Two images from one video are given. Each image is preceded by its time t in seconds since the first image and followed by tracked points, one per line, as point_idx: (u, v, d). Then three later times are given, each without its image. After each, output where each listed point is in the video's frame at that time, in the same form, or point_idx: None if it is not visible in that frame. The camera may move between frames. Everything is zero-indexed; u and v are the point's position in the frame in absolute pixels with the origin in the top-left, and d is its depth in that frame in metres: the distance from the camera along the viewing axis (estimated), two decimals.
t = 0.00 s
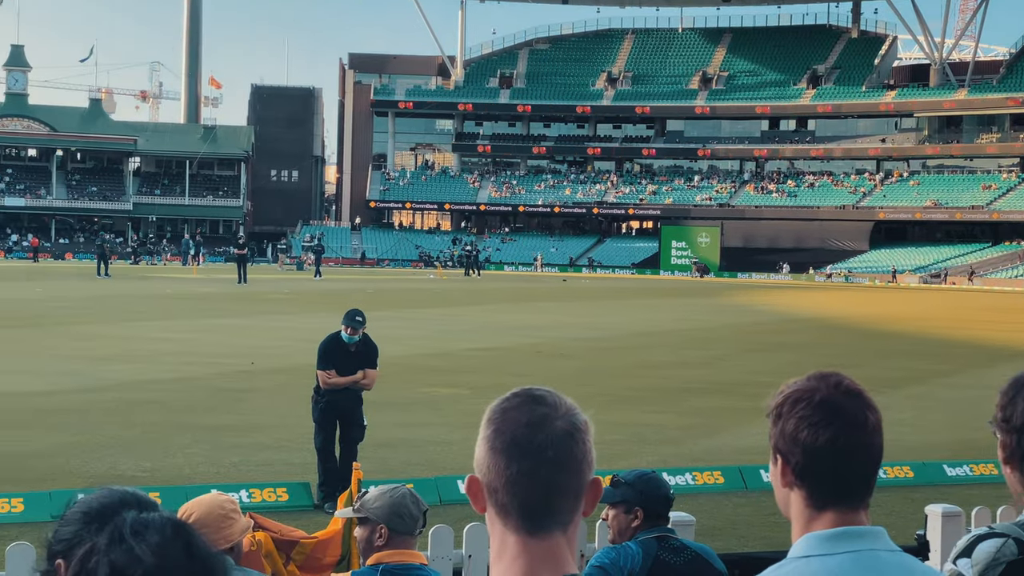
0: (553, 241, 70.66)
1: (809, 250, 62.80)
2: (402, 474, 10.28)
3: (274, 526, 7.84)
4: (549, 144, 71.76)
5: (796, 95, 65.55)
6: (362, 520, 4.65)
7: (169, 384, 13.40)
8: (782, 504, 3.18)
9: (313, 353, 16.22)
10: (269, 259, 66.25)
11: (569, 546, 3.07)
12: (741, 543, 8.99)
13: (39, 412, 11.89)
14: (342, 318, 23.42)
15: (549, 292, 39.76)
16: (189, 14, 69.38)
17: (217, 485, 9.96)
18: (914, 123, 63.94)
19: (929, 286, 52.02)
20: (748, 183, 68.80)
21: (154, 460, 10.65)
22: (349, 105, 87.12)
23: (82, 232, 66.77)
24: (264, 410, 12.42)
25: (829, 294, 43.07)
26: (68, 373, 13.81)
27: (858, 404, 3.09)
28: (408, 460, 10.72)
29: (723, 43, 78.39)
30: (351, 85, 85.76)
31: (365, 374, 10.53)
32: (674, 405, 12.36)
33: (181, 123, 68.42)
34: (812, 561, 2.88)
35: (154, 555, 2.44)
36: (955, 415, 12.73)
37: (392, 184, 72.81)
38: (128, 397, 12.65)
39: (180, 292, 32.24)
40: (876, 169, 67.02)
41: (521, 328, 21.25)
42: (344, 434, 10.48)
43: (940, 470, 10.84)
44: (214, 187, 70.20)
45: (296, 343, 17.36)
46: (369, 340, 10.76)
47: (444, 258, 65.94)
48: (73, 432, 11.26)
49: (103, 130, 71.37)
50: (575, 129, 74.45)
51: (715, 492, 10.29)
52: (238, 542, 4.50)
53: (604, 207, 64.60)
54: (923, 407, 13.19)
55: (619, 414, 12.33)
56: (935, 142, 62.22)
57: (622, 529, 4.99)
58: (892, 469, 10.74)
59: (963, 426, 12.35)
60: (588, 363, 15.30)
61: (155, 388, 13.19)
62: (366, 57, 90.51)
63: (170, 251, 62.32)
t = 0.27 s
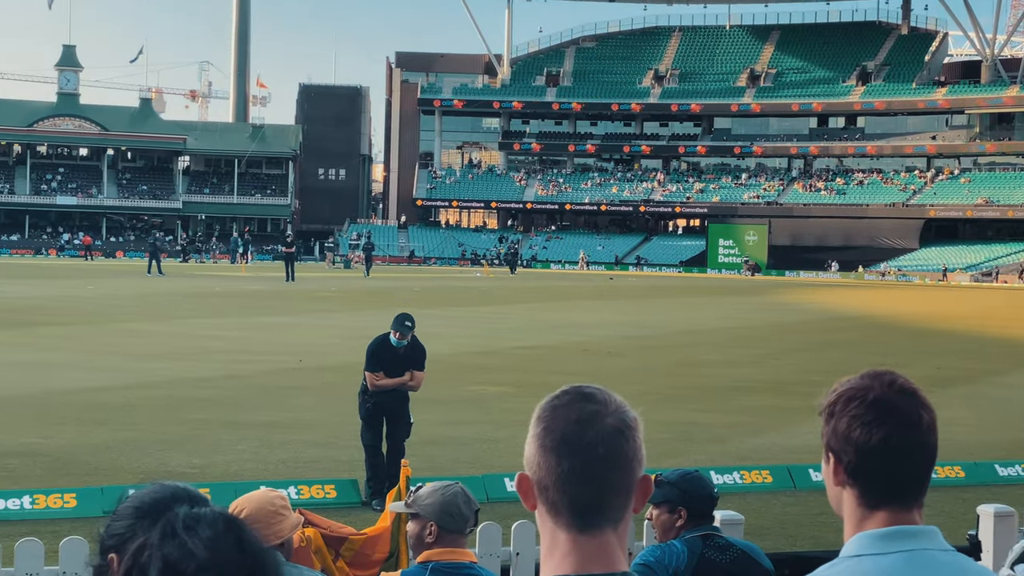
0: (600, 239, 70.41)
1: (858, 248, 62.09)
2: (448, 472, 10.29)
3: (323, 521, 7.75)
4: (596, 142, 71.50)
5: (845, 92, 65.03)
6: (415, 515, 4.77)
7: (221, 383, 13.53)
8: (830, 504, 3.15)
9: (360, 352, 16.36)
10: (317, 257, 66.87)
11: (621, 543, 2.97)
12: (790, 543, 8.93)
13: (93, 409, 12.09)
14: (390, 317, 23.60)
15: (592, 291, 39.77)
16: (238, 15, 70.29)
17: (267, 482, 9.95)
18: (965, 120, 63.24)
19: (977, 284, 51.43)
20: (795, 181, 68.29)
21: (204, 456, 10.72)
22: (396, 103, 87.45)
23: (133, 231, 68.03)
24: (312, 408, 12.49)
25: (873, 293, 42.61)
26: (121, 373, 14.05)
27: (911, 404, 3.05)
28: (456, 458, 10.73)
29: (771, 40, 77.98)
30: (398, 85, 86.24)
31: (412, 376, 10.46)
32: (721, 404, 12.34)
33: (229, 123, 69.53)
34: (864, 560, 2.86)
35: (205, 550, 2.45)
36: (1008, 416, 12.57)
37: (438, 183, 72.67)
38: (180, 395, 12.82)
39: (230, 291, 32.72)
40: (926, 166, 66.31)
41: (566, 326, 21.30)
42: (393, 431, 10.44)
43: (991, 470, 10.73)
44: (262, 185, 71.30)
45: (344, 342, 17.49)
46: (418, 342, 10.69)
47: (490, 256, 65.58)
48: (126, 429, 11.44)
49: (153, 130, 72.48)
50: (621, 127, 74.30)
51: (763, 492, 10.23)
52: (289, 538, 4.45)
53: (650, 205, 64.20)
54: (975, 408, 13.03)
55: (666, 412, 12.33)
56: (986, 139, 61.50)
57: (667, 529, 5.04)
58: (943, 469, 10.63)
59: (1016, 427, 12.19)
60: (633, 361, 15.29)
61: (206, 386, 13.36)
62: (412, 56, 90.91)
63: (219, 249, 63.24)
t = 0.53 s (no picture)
0: (647, 237, 70.19)
1: (909, 247, 61.17)
2: (495, 470, 10.27)
3: (371, 519, 7.55)
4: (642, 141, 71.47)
5: (895, 89, 64.52)
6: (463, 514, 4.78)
7: (270, 384, 13.66)
8: (884, 502, 3.04)
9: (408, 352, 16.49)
10: (365, 257, 67.48)
11: (671, 543, 2.89)
12: (839, 542, 8.85)
13: (146, 408, 12.32)
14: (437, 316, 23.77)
15: (635, 289, 39.82)
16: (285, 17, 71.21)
17: (315, 480, 9.96)
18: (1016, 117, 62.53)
19: None
20: (845, 178, 67.74)
21: (253, 454, 10.78)
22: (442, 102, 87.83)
23: (183, 230, 69.33)
24: (360, 408, 12.56)
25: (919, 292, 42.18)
26: (173, 372, 14.29)
27: (966, 403, 2.95)
28: (503, 456, 10.72)
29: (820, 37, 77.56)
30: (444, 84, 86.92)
31: (459, 377, 10.47)
32: (769, 404, 12.29)
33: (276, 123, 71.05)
34: (918, 561, 2.76)
35: (259, 546, 2.50)
36: None
37: (484, 181, 72.81)
38: (230, 394, 13.00)
39: (280, 289, 33.25)
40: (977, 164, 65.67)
41: (609, 325, 21.36)
42: (439, 432, 10.30)
43: None
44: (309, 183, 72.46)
45: (391, 344, 17.59)
46: (464, 342, 10.66)
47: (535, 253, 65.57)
48: (177, 426, 11.59)
49: (202, 129, 73.72)
50: (668, 126, 74.07)
51: (811, 492, 10.16)
52: (338, 535, 4.47)
53: (698, 204, 64.00)
54: None
55: (714, 412, 12.31)
56: None
57: (713, 529, 5.07)
58: (993, 470, 10.51)
59: None
60: (677, 362, 15.29)
61: (256, 385, 13.53)
62: (458, 54, 91.36)
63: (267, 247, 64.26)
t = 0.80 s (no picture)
0: (692, 236, 70.22)
1: (957, 245, 61.70)
2: (541, 468, 10.11)
3: (417, 516, 7.36)
4: (688, 139, 71.50)
5: (944, 86, 64.04)
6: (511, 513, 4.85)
7: (318, 386, 13.79)
8: (935, 501, 3.07)
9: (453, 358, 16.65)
10: (411, 255, 68.27)
11: (720, 540, 2.93)
12: (888, 543, 8.71)
13: (198, 408, 12.54)
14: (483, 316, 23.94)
15: (677, 287, 39.88)
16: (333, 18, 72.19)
17: (361, 479, 9.79)
18: None
19: None
20: (894, 177, 67.27)
21: (300, 452, 10.85)
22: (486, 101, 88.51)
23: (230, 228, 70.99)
24: (407, 409, 12.65)
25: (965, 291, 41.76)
26: (225, 375, 14.55)
27: (1018, 402, 2.98)
28: (549, 454, 10.69)
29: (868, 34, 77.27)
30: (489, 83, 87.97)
31: (506, 377, 10.24)
32: (815, 407, 12.23)
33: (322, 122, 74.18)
34: (969, 561, 2.80)
35: (309, 541, 2.48)
36: None
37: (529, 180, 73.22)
38: (280, 395, 13.20)
39: (329, 289, 33.82)
40: None
41: (652, 325, 21.42)
42: (485, 432, 10.17)
43: None
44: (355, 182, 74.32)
45: (438, 348, 17.72)
46: (510, 337, 10.40)
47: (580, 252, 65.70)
48: (227, 425, 11.73)
49: (248, 129, 75.28)
50: (714, 124, 73.94)
51: (859, 492, 10.05)
52: (384, 533, 4.47)
53: (744, 202, 63.96)
54: None
55: (761, 412, 12.28)
56: None
57: (762, 527, 5.03)
58: None
59: None
60: (721, 365, 15.29)
61: (305, 387, 13.72)
62: (503, 53, 91.96)
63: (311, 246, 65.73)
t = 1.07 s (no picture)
0: (737, 235, 70.27)
1: (1004, 244, 62.02)
2: (588, 466, 10.03)
3: (463, 514, 6.68)
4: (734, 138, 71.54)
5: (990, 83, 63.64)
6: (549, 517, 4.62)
7: (361, 395, 13.91)
8: (987, 501, 2.99)
9: (495, 366, 16.73)
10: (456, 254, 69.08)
11: (768, 543, 2.87)
12: (935, 543, 8.49)
13: (245, 410, 12.68)
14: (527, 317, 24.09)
15: (717, 287, 39.84)
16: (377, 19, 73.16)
17: (405, 476, 9.65)
18: None
19: None
20: (939, 175, 66.97)
21: (344, 450, 10.88)
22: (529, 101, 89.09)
23: (276, 227, 72.53)
24: (452, 416, 12.73)
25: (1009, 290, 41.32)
26: (271, 381, 14.70)
27: None
28: (592, 453, 10.61)
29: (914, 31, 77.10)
30: (533, 83, 88.76)
31: (552, 369, 10.16)
32: (861, 410, 12.11)
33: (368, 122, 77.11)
34: None
35: (364, 540, 2.42)
36: None
37: (573, 179, 73.27)
38: (325, 401, 13.32)
39: (372, 288, 34.14)
40: None
41: (693, 326, 21.42)
42: (529, 429, 10.06)
43: None
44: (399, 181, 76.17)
45: (481, 354, 17.81)
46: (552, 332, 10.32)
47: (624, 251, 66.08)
48: (275, 426, 11.84)
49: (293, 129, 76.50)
50: (759, 122, 73.92)
51: (907, 492, 9.88)
52: (431, 530, 4.44)
53: (788, 200, 63.98)
54: None
55: (806, 414, 12.25)
56: None
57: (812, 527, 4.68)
58: None
59: None
60: (762, 367, 15.27)
61: (351, 394, 13.84)
62: (548, 52, 92.50)
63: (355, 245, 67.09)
